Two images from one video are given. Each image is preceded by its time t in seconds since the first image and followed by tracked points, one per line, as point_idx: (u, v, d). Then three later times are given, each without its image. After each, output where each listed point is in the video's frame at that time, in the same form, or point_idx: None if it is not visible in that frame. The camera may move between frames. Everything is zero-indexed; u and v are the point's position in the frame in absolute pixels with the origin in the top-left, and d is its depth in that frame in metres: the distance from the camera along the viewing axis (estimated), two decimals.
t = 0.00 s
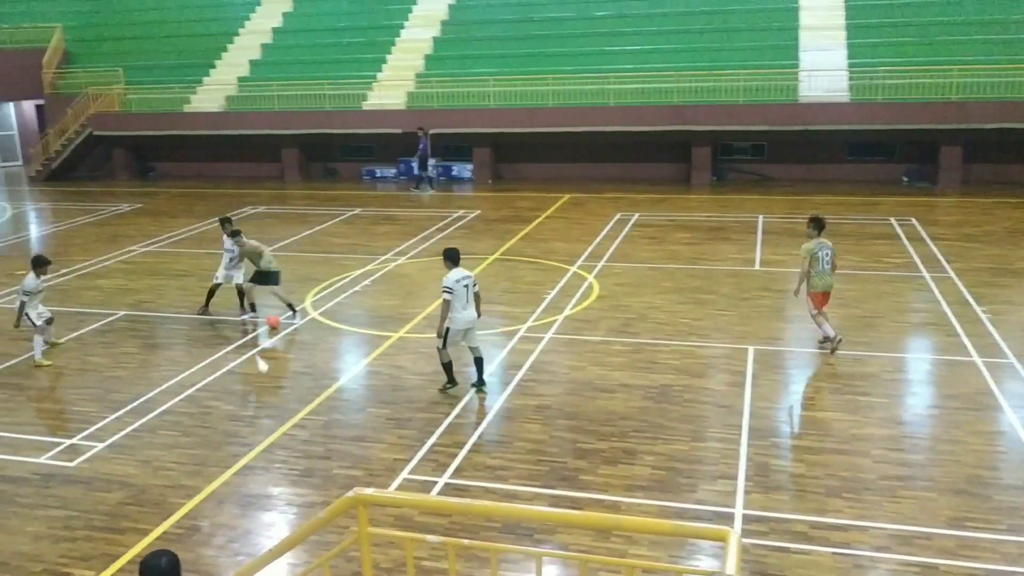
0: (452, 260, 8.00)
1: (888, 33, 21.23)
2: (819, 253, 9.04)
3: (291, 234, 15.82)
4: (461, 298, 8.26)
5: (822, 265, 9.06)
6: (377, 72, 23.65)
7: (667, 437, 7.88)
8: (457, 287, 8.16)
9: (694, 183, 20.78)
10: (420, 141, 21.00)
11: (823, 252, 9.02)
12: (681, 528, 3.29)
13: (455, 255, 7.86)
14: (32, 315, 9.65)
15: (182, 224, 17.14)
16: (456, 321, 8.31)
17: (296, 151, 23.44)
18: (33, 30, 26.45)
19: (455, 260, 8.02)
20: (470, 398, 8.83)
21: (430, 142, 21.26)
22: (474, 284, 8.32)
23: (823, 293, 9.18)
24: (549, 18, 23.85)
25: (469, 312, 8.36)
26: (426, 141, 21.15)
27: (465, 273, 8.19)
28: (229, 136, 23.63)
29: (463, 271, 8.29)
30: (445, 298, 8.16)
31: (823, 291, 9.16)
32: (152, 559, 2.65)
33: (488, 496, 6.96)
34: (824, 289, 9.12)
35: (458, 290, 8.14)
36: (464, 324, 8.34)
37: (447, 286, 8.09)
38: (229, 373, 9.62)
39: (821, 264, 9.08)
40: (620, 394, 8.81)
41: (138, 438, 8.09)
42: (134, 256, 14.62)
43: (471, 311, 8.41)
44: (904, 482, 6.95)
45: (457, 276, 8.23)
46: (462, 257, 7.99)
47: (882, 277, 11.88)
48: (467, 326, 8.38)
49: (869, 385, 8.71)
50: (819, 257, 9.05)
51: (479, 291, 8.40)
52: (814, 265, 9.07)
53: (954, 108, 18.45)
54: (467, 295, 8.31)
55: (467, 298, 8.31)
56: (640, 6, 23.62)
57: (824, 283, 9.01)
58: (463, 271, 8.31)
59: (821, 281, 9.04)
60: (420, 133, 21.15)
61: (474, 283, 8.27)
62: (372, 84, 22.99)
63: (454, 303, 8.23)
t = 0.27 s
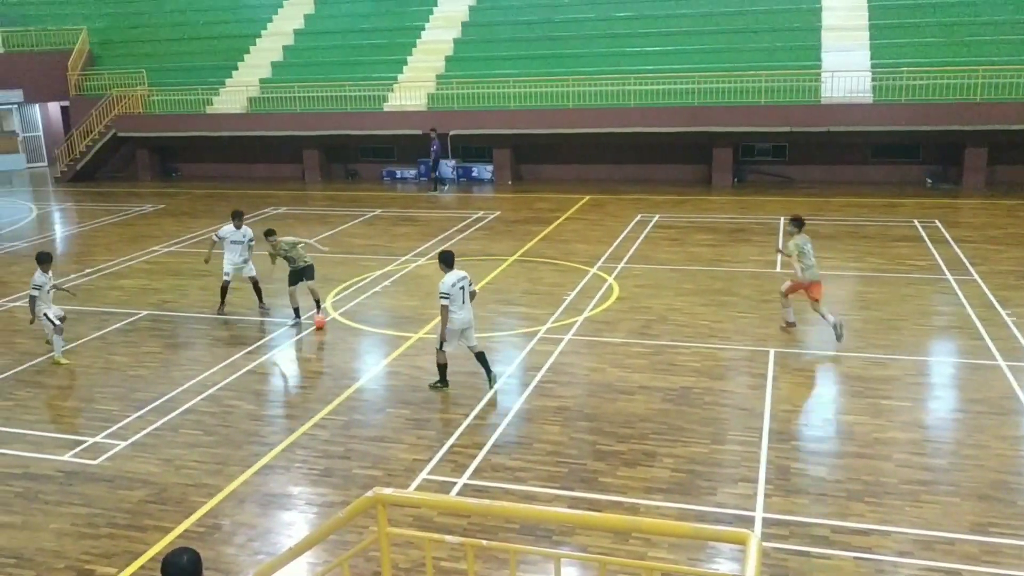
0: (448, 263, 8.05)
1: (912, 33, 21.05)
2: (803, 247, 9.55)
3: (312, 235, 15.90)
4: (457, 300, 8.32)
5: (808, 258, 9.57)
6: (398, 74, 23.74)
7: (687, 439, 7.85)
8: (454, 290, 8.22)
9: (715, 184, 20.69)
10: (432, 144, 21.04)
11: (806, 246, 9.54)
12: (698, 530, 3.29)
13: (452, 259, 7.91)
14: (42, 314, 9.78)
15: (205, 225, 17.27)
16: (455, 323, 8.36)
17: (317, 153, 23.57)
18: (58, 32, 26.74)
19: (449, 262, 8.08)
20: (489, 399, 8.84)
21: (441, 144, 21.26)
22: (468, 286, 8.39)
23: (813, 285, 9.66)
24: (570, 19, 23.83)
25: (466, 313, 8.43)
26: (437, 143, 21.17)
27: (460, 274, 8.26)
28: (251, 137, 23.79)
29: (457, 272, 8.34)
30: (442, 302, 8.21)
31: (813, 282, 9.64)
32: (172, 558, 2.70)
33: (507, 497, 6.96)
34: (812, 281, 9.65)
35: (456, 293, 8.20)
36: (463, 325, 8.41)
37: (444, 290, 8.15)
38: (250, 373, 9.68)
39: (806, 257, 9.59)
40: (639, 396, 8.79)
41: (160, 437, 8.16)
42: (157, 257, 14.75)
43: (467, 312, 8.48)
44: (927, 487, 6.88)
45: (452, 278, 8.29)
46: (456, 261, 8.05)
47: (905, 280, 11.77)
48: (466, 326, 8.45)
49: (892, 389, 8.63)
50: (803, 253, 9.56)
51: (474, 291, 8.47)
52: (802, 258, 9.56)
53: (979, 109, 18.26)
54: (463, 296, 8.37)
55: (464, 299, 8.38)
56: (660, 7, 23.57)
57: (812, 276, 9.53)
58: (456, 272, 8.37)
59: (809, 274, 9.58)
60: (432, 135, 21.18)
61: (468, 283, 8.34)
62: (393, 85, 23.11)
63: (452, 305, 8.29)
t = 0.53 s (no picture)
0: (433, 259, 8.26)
1: (924, 33, 20.95)
2: (771, 230, 10.77)
3: (322, 236, 15.95)
4: (445, 295, 8.49)
5: (774, 239, 10.73)
6: (408, 75, 23.78)
7: (697, 441, 7.83)
8: (440, 286, 8.39)
9: (725, 185, 20.63)
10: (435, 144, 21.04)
11: (775, 229, 10.75)
12: (708, 531, 3.28)
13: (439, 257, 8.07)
14: (28, 307, 9.82)
15: (215, 225, 17.34)
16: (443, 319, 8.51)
17: (327, 153, 23.63)
18: (70, 33, 26.89)
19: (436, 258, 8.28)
20: (498, 400, 8.84)
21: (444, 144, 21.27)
22: (458, 283, 8.54)
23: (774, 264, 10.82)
24: (579, 20, 23.81)
25: (455, 310, 8.57)
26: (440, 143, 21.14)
27: (449, 271, 8.42)
28: (261, 138, 23.87)
29: (448, 269, 8.51)
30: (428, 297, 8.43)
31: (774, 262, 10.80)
32: (183, 558, 2.72)
33: (516, 498, 6.95)
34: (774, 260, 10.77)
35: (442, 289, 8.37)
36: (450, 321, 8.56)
37: (430, 286, 8.36)
38: (260, 373, 9.70)
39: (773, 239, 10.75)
40: (648, 397, 8.77)
41: (171, 437, 8.20)
42: (167, 257, 14.82)
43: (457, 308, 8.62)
44: (938, 489, 6.85)
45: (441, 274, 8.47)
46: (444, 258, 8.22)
47: (917, 281, 11.71)
48: (453, 322, 8.59)
49: (903, 391, 8.59)
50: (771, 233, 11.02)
51: (466, 289, 8.59)
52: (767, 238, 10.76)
53: (991, 110, 18.16)
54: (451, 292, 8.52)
55: (454, 295, 8.52)
56: (669, 7, 23.53)
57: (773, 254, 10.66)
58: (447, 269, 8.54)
59: (774, 252, 10.71)
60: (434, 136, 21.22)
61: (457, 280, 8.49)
62: (402, 86, 23.19)
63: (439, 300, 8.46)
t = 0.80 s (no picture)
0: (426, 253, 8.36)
1: (928, 33, 20.92)
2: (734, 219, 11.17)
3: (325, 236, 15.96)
4: (434, 290, 8.56)
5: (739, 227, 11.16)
6: (411, 75, 23.80)
7: (700, 441, 7.82)
8: (430, 280, 8.47)
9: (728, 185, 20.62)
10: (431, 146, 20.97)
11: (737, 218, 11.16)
12: (710, 532, 3.28)
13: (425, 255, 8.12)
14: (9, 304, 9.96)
15: (219, 226, 17.35)
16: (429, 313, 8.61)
17: (330, 154, 23.66)
18: (73, 34, 26.94)
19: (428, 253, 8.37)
20: (501, 400, 8.84)
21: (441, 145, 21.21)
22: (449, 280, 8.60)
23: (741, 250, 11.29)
24: (583, 20, 23.80)
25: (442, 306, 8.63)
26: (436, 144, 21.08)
27: (439, 268, 8.44)
28: (264, 138, 23.90)
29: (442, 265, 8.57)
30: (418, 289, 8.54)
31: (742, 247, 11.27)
32: (184, 558, 2.73)
33: (518, 498, 6.95)
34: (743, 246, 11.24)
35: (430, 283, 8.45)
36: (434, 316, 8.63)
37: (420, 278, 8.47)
38: (263, 373, 9.71)
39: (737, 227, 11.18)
40: (652, 397, 8.76)
41: (174, 437, 8.21)
42: (171, 257, 14.84)
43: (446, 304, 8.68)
44: (941, 490, 6.83)
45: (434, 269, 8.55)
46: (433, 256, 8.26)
47: (920, 282, 11.69)
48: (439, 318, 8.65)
49: (906, 391, 8.57)
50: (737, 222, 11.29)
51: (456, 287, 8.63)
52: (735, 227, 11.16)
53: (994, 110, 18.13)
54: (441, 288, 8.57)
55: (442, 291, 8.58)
56: (672, 7, 23.52)
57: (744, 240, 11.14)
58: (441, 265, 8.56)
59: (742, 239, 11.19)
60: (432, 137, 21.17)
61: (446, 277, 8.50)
62: (405, 87, 23.19)
63: (428, 294, 8.56)
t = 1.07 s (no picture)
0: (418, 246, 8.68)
1: (928, 33, 20.91)
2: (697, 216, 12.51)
3: (326, 237, 15.96)
4: (423, 282, 8.92)
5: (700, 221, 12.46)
6: (412, 75, 23.80)
7: (700, 441, 7.82)
8: (418, 272, 8.82)
9: (728, 185, 20.62)
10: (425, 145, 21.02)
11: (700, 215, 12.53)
12: (711, 532, 3.28)
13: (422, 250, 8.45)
14: None
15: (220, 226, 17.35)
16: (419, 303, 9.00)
17: (330, 153, 23.65)
18: (73, 34, 26.95)
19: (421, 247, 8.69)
20: (502, 400, 8.83)
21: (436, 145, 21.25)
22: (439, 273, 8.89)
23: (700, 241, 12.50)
24: (582, 20, 23.80)
25: (430, 297, 8.98)
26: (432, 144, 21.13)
27: (429, 261, 8.79)
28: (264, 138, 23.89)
29: (433, 257, 8.86)
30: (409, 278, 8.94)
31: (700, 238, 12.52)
32: (183, 558, 2.72)
33: (518, 498, 6.95)
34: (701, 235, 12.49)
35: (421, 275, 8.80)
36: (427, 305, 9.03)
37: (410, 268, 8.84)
38: (263, 373, 9.71)
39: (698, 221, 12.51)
40: (652, 397, 8.76)
41: (174, 437, 8.20)
42: (171, 257, 14.84)
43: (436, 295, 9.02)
44: (941, 490, 6.83)
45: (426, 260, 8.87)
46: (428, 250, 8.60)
47: (921, 282, 11.68)
48: (431, 306, 9.06)
49: (907, 391, 8.57)
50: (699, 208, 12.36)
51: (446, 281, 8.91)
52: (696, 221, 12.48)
53: (995, 110, 18.12)
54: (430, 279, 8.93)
55: (431, 283, 8.92)
56: (672, 7, 23.52)
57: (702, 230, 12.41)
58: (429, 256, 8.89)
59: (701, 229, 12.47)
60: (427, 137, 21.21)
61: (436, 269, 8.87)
62: (405, 87, 23.18)
63: (416, 285, 8.93)
